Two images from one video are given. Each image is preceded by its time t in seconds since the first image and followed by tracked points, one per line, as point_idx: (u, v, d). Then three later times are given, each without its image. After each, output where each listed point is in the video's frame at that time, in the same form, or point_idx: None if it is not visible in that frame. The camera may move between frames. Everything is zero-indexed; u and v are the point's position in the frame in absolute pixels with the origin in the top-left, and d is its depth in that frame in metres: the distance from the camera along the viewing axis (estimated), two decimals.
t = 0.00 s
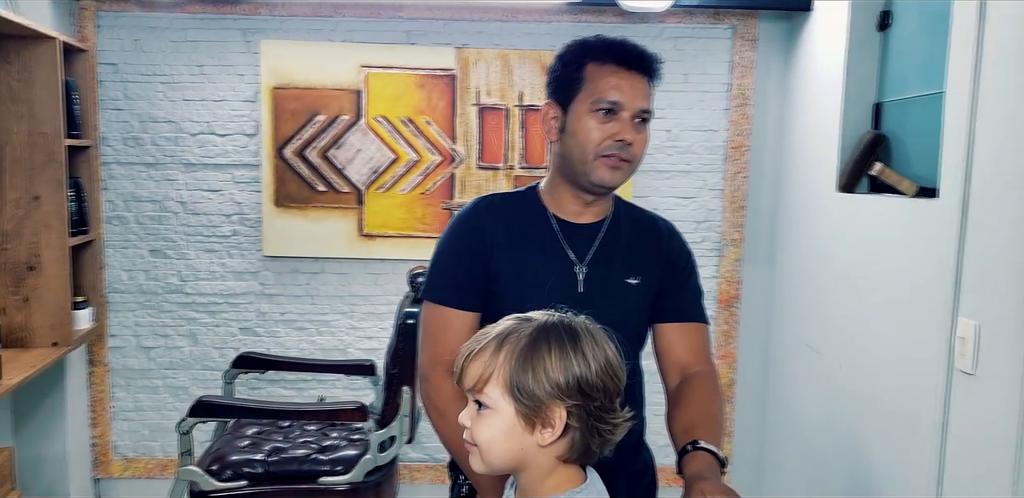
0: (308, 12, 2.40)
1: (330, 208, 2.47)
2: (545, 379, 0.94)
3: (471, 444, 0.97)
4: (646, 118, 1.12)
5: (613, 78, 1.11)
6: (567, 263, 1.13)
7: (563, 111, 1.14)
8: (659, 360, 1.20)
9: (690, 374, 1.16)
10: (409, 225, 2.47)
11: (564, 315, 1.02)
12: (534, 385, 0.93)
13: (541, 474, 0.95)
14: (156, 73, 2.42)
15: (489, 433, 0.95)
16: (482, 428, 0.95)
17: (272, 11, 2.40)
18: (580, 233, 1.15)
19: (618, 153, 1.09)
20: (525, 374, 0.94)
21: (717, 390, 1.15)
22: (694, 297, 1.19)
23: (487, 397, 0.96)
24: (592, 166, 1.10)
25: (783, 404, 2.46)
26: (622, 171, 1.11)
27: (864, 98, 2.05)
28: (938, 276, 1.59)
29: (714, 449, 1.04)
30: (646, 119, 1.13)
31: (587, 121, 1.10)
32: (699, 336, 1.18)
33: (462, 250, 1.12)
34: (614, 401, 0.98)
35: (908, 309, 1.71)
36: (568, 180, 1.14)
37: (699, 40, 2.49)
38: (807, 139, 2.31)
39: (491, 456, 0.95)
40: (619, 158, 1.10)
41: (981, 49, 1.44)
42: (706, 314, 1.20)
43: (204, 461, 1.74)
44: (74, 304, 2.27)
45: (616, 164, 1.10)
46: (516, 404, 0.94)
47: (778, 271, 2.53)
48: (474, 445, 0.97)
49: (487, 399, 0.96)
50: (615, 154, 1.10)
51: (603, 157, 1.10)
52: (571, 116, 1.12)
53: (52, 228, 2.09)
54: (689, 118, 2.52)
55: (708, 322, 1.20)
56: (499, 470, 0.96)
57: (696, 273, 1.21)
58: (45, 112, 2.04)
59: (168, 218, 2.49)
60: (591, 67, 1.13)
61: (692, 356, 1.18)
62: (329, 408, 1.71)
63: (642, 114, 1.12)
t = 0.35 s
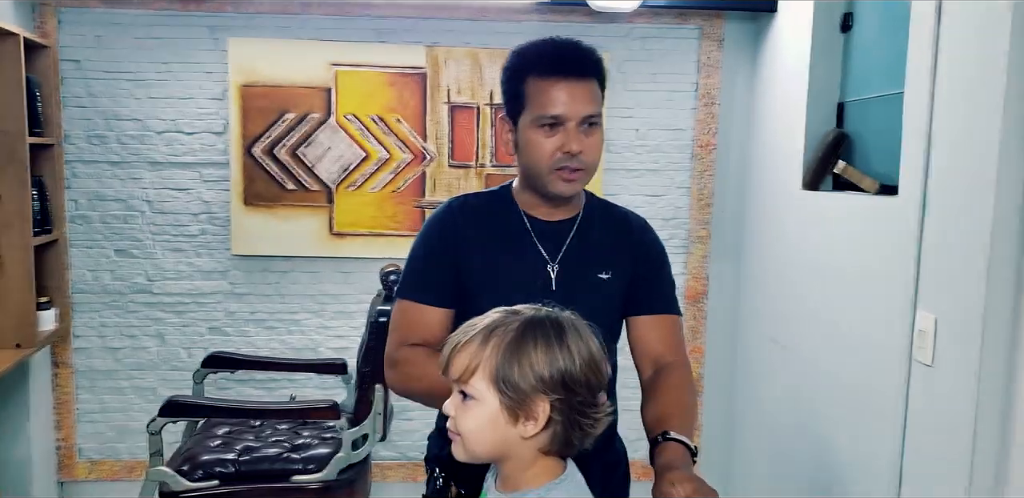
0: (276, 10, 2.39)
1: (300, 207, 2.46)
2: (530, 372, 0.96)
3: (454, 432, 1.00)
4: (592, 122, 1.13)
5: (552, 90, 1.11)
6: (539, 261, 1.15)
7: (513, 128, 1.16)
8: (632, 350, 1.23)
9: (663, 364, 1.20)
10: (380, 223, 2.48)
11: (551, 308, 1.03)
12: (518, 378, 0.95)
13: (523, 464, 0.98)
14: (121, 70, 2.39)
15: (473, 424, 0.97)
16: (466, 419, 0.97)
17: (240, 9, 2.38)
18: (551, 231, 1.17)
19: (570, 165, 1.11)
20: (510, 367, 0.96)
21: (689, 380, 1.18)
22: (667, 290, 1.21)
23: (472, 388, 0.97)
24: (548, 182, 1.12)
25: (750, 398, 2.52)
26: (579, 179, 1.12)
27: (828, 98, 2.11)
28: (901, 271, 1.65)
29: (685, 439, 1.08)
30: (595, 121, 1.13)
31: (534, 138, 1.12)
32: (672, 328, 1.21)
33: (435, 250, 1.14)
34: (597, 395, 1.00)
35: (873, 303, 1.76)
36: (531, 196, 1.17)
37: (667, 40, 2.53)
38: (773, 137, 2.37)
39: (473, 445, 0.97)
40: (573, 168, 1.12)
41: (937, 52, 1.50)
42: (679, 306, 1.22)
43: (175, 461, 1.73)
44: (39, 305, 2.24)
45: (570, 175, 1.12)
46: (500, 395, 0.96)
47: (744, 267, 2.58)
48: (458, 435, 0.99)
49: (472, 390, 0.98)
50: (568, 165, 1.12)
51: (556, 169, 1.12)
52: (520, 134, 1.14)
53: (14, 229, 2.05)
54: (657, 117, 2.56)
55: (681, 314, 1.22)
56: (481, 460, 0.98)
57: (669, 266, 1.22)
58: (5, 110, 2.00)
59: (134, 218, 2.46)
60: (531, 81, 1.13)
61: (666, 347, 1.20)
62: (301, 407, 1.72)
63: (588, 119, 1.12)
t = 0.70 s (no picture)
0: (245, 10, 2.37)
1: (270, 208, 2.44)
2: (533, 388, 0.97)
3: (460, 448, 1.01)
4: (542, 142, 1.13)
5: (497, 114, 1.12)
6: (514, 267, 1.17)
7: (472, 149, 1.18)
8: (608, 350, 1.25)
9: (638, 365, 1.21)
10: (351, 225, 2.46)
11: (549, 322, 1.05)
12: (522, 395, 0.97)
13: (527, 478, 0.99)
14: (86, 69, 2.35)
15: (478, 441, 0.98)
16: (470, 436, 0.99)
17: (208, 8, 2.36)
18: (526, 236, 1.18)
19: (521, 187, 1.13)
20: (513, 384, 0.97)
21: (664, 381, 1.19)
22: (642, 292, 1.22)
23: (476, 406, 0.99)
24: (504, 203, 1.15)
25: (720, 396, 2.56)
26: (532, 198, 1.14)
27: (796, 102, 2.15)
28: (869, 271, 1.69)
29: (661, 442, 1.09)
30: (545, 140, 1.13)
31: (486, 161, 1.14)
32: (646, 328, 1.22)
33: (409, 259, 1.15)
34: (598, 408, 1.02)
35: (842, 303, 1.81)
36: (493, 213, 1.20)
37: (637, 43, 2.56)
38: (741, 139, 2.40)
39: (479, 461, 0.98)
40: (525, 189, 1.13)
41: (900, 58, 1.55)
42: (653, 306, 1.24)
43: (144, 467, 1.72)
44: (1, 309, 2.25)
45: (524, 195, 1.13)
46: (504, 412, 0.97)
47: (713, 267, 2.62)
48: (462, 450, 1.00)
49: (476, 408, 0.99)
50: (519, 187, 1.13)
51: (510, 191, 1.13)
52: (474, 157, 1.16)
53: None
54: (628, 119, 2.59)
55: (656, 313, 1.24)
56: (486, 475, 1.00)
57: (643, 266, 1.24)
58: None
59: (100, 219, 2.42)
60: (480, 105, 1.14)
61: (641, 348, 1.22)
62: (274, 411, 1.71)
63: (537, 139, 1.12)
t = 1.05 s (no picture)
0: (216, 11, 2.36)
1: (242, 210, 2.44)
2: (534, 387, 0.98)
3: (455, 436, 1.02)
4: (516, 139, 1.15)
5: (472, 113, 1.14)
6: (487, 268, 1.19)
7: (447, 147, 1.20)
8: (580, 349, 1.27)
9: (610, 363, 1.24)
10: (324, 226, 2.47)
11: (553, 323, 1.06)
12: (523, 393, 0.98)
13: (512, 470, 1.00)
14: (53, 69, 2.33)
15: (475, 431, 0.99)
16: (468, 426, 1.00)
17: (178, 8, 2.34)
18: (498, 237, 1.21)
19: (495, 184, 1.15)
20: (515, 381, 0.98)
21: (636, 379, 1.23)
22: (612, 291, 1.26)
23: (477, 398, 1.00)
24: (479, 200, 1.17)
25: (690, 392, 2.61)
26: (508, 195, 1.16)
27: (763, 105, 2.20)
28: (834, 271, 1.75)
29: (634, 439, 1.13)
30: (519, 138, 1.16)
31: (461, 159, 1.16)
32: (618, 327, 1.26)
33: (384, 263, 1.17)
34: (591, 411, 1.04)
35: (809, 301, 1.86)
36: (470, 210, 1.22)
37: (607, 45, 2.61)
38: (710, 141, 2.45)
39: (474, 451, 1.00)
40: (501, 186, 1.15)
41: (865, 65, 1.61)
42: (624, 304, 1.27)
43: (118, 471, 1.72)
44: None
45: (500, 192, 1.16)
46: (504, 408, 0.98)
47: (682, 265, 2.67)
48: (457, 438, 1.01)
49: (477, 400, 1.00)
50: (494, 184, 1.15)
51: (485, 188, 1.16)
52: (450, 154, 1.18)
53: None
54: (599, 121, 2.64)
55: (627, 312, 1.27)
56: (477, 464, 1.01)
57: (614, 267, 1.27)
58: None
59: (69, 221, 2.39)
60: (454, 103, 1.16)
61: (613, 346, 1.25)
62: (250, 413, 1.72)
63: (511, 137, 1.15)
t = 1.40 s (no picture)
0: (188, 12, 2.37)
1: (216, 210, 2.44)
2: (499, 383, 1.03)
3: (420, 435, 1.04)
4: (482, 138, 1.18)
5: (438, 113, 1.16)
6: (455, 268, 1.23)
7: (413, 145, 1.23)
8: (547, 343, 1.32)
9: (576, 357, 1.29)
10: (298, 226, 2.48)
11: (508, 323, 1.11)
12: (490, 389, 1.02)
13: (478, 463, 1.03)
14: (25, 70, 2.33)
15: (441, 428, 1.02)
16: (434, 424, 1.03)
17: (151, 9, 2.36)
18: (466, 238, 1.24)
19: (463, 182, 1.19)
20: (481, 377, 1.02)
21: (602, 373, 1.27)
22: (577, 289, 1.29)
23: (443, 396, 1.03)
24: (446, 197, 1.20)
25: (662, 389, 2.67)
26: (474, 192, 1.20)
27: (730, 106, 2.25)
28: (798, 269, 1.81)
29: (599, 431, 1.18)
30: (485, 136, 1.19)
31: (428, 158, 1.19)
32: (584, 322, 1.30)
33: (353, 265, 1.19)
34: (550, 405, 1.09)
35: (774, 298, 1.92)
36: (436, 208, 1.25)
37: (578, 48, 2.65)
38: (679, 142, 2.51)
39: (440, 449, 1.02)
40: (468, 182, 1.19)
41: (827, 69, 1.67)
42: (589, 299, 1.30)
43: (93, 470, 1.73)
44: None
45: (466, 188, 1.19)
46: (471, 404, 1.02)
47: (653, 264, 2.72)
48: (422, 436, 1.04)
49: (442, 397, 1.03)
50: (461, 181, 1.19)
51: (453, 185, 1.19)
52: (416, 153, 1.21)
53: None
54: (571, 122, 2.68)
55: (593, 307, 1.31)
56: (442, 462, 1.04)
57: (578, 263, 1.31)
58: None
59: (41, 222, 2.39)
60: (420, 102, 1.18)
61: (579, 341, 1.29)
62: (224, 412, 1.74)
63: (478, 136, 1.18)
